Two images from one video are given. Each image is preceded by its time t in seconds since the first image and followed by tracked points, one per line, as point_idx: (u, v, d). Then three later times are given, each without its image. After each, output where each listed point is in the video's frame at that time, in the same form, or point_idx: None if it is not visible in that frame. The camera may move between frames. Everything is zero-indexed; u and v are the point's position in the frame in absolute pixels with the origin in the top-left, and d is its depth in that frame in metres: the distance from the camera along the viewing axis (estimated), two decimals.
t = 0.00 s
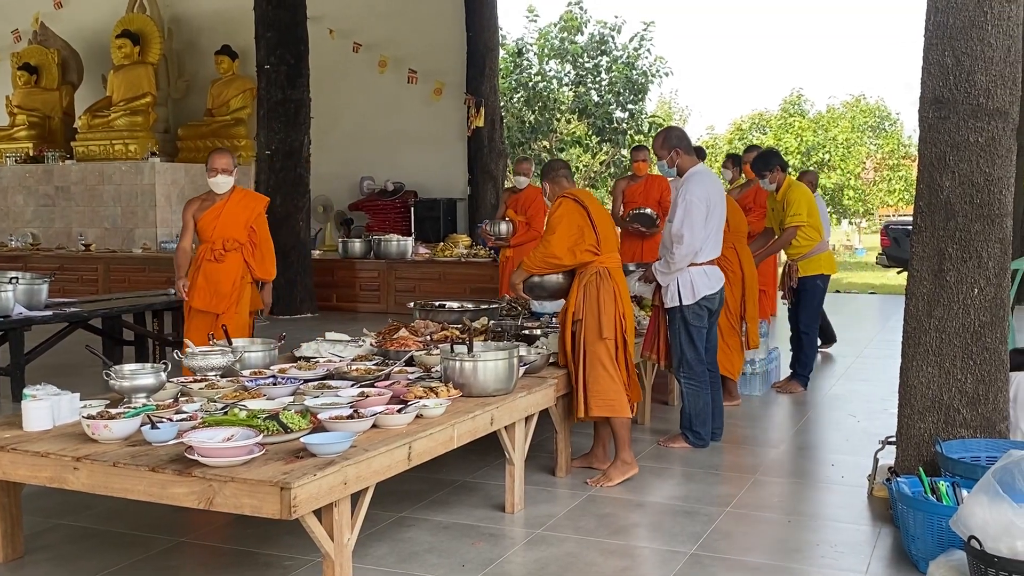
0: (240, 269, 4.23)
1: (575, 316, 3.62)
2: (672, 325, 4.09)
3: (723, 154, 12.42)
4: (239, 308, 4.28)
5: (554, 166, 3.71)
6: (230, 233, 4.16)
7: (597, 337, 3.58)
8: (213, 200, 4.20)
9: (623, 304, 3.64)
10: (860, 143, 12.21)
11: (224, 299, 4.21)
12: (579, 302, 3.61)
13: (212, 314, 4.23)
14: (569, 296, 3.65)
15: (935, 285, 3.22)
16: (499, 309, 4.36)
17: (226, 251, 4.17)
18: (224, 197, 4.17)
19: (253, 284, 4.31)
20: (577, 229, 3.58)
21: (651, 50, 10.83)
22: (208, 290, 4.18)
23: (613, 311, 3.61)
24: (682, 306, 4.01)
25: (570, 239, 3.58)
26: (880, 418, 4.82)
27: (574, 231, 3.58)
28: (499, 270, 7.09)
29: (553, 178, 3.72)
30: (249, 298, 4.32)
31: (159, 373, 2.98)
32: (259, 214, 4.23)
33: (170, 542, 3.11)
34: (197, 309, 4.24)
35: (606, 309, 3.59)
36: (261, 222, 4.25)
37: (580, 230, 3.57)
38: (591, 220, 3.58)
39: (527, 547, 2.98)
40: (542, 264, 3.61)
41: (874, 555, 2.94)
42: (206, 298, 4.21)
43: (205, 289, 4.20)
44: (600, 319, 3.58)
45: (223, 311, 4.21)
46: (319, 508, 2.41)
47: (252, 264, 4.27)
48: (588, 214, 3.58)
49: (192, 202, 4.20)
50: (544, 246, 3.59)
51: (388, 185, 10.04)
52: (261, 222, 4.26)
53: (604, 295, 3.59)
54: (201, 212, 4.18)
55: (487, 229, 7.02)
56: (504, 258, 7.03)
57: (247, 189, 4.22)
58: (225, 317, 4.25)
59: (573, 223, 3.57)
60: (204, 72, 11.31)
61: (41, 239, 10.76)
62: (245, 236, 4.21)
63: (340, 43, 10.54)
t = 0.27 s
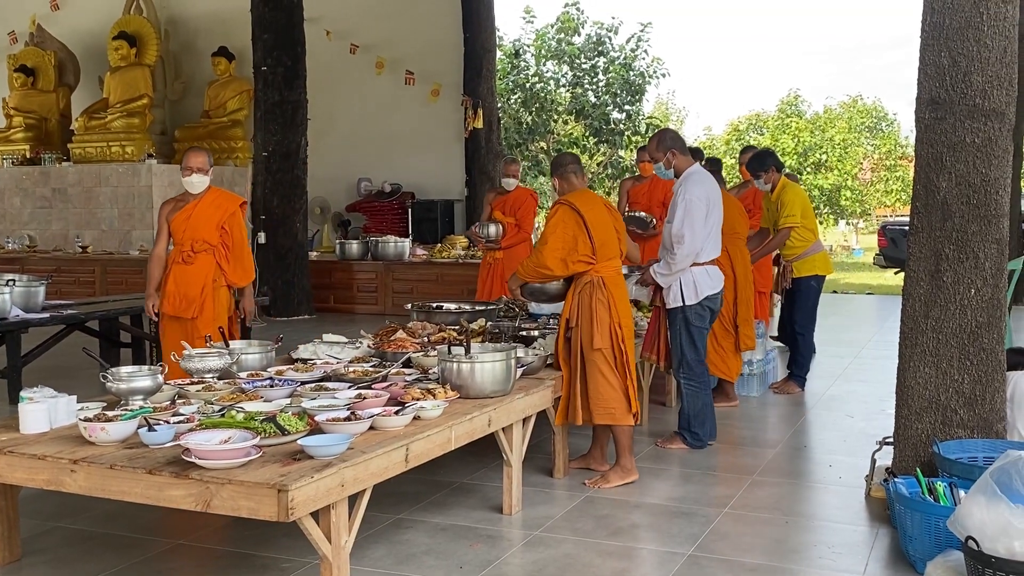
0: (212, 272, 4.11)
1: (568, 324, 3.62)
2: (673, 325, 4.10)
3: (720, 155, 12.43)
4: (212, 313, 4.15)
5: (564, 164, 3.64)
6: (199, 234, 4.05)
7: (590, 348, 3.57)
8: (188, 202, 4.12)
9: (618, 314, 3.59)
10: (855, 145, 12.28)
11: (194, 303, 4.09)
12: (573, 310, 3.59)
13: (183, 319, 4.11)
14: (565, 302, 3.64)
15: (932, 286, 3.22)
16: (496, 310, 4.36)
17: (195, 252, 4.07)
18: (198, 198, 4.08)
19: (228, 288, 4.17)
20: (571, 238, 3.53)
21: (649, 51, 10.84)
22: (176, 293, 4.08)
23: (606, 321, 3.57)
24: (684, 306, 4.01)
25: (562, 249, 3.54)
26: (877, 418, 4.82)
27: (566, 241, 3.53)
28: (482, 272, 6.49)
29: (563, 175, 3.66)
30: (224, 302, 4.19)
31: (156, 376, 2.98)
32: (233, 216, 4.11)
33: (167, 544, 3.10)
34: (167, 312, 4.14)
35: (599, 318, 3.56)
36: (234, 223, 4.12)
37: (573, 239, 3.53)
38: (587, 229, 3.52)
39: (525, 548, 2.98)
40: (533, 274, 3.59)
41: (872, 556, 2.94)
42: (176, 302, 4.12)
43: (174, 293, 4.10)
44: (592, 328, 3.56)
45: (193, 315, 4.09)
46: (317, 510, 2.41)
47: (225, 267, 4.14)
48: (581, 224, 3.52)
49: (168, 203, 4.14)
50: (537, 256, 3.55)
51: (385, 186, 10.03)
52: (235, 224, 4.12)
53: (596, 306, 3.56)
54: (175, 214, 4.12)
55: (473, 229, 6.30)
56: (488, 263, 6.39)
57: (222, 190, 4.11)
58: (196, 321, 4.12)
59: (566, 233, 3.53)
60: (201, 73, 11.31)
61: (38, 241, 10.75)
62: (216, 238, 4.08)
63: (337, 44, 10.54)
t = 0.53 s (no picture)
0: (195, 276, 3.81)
1: (574, 327, 3.62)
2: (678, 325, 4.09)
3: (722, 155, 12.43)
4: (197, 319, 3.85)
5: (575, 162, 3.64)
6: (180, 236, 3.75)
7: (596, 352, 3.57)
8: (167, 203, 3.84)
9: (624, 319, 3.57)
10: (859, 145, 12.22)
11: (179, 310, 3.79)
12: (579, 313, 3.59)
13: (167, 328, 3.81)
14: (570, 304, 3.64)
15: (935, 286, 3.22)
16: (499, 311, 4.36)
17: (177, 256, 3.76)
18: (177, 196, 3.78)
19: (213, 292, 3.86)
20: (579, 242, 3.51)
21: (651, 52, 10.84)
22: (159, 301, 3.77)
23: (611, 325, 3.55)
24: (691, 305, 4.00)
25: (570, 253, 3.52)
26: (880, 419, 4.82)
27: (573, 246, 3.51)
28: (467, 276, 6.00)
29: (575, 172, 3.66)
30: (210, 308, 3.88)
31: (159, 377, 2.98)
32: (214, 214, 3.79)
33: (170, 546, 3.11)
34: (150, 322, 3.83)
35: (603, 324, 3.54)
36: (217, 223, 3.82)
37: (581, 244, 3.51)
38: (595, 234, 3.49)
39: (528, 550, 2.98)
40: (541, 275, 3.57)
41: (875, 557, 2.94)
42: (156, 310, 3.80)
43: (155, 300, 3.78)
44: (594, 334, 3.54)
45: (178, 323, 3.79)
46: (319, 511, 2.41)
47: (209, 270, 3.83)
48: (589, 229, 3.49)
49: (148, 206, 3.87)
50: (543, 260, 3.53)
51: (387, 187, 10.04)
52: (217, 223, 3.81)
53: (601, 311, 3.54)
54: (154, 216, 3.83)
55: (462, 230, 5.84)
56: (476, 266, 5.92)
57: (202, 187, 3.81)
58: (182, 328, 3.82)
59: (574, 237, 3.50)
60: (204, 75, 11.32)
61: (41, 243, 10.76)
62: (198, 239, 3.78)
63: (339, 45, 10.54)
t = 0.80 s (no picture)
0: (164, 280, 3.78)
1: (592, 326, 3.61)
2: (688, 325, 4.09)
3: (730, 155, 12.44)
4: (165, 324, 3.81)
5: (592, 157, 3.61)
6: (149, 238, 3.72)
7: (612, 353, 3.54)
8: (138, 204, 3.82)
9: (644, 321, 3.56)
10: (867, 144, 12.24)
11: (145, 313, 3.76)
12: (598, 312, 3.60)
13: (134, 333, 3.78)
14: (591, 304, 3.64)
15: (945, 286, 3.21)
16: (507, 311, 4.36)
17: (147, 258, 3.74)
18: (148, 198, 3.76)
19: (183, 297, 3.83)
20: (604, 243, 3.49)
21: (659, 52, 10.84)
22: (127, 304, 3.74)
23: (631, 327, 3.54)
24: (704, 305, 3.99)
25: (595, 254, 3.50)
26: (889, 419, 4.80)
27: (598, 248, 3.49)
28: (460, 275, 5.96)
29: (590, 171, 3.64)
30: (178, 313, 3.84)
31: (167, 377, 2.98)
32: (186, 217, 3.76)
33: (179, 545, 3.11)
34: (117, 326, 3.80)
35: (623, 327, 3.53)
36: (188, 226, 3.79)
37: (606, 245, 3.49)
38: (620, 235, 3.48)
39: (537, 550, 2.98)
40: (562, 276, 3.54)
41: (884, 557, 2.93)
42: (124, 313, 3.76)
43: (123, 303, 3.76)
44: (613, 337, 3.53)
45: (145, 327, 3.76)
46: (328, 510, 2.42)
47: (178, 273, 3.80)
48: (614, 232, 3.47)
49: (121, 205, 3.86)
50: (567, 260, 3.51)
51: (395, 188, 10.06)
52: (189, 225, 3.78)
53: (623, 311, 3.53)
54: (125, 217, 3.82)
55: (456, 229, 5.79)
56: (469, 265, 5.89)
57: (174, 188, 3.79)
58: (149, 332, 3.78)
59: (599, 238, 3.49)
60: (212, 76, 11.35)
61: (50, 243, 10.80)
62: (169, 242, 3.75)
63: (347, 45, 10.56)
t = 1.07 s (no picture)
0: (146, 282, 3.65)
1: (615, 326, 3.61)
2: (709, 325, 4.07)
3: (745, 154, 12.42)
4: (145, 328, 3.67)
5: (614, 156, 3.61)
6: (132, 238, 3.60)
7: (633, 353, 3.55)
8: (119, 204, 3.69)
9: (666, 322, 3.57)
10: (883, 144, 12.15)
11: (125, 317, 3.61)
12: (622, 312, 3.59)
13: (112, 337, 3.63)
14: (613, 304, 3.63)
15: (962, 286, 3.18)
16: (521, 311, 4.36)
17: (128, 260, 3.61)
18: (131, 198, 3.65)
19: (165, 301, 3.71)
20: (630, 243, 3.47)
21: (674, 51, 10.81)
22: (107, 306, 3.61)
23: (653, 327, 3.54)
24: (726, 304, 3.97)
25: (621, 256, 3.47)
26: (906, 420, 4.77)
27: (623, 249, 3.47)
28: (465, 277, 5.91)
29: (611, 170, 3.64)
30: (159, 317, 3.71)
31: (183, 375, 2.98)
32: (171, 217, 3.66)
33: (194, 543, 3.12)
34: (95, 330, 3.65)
35: (648, 326, 3.54)
36: (172, 226, 3.68)
37: (632, 245, 3.47)
38: (645, 234, 3.46)
39: (550, 549, 2.98)
40: (587, 277, 3.51)
41: (900, 558, 2.91)
42: (103, 316, 3.62)
43: (103, 305, 3.62)
44: (637, 338, 3.53)
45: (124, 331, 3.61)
46: (342, 509, 2.42)
47: (161, 276, 3.68)
48: (639, 231, 3.46)
49: (100, 204, 3.73)
50: (593, 261, 3.48)
51: (410, 187, 10.07)
52: (174, 227, 3.68)
53: (647, 312, 3.53)
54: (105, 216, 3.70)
55: (462, 230, 5.73)
56: (474, 267, 5.84)
57: (159, 187, 3.69)
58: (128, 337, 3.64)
59: (625, 238, 3.47)
60: (228, 75, 11.40)
61: (67, 242, 10.87)
62: (152, 243, 3.64)
63: (362, 45, 10.58)
